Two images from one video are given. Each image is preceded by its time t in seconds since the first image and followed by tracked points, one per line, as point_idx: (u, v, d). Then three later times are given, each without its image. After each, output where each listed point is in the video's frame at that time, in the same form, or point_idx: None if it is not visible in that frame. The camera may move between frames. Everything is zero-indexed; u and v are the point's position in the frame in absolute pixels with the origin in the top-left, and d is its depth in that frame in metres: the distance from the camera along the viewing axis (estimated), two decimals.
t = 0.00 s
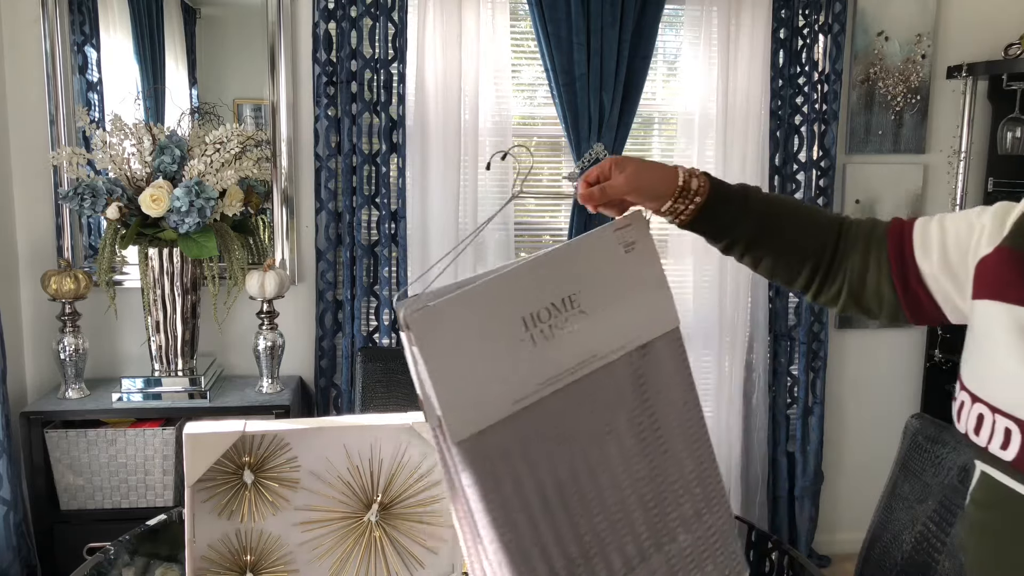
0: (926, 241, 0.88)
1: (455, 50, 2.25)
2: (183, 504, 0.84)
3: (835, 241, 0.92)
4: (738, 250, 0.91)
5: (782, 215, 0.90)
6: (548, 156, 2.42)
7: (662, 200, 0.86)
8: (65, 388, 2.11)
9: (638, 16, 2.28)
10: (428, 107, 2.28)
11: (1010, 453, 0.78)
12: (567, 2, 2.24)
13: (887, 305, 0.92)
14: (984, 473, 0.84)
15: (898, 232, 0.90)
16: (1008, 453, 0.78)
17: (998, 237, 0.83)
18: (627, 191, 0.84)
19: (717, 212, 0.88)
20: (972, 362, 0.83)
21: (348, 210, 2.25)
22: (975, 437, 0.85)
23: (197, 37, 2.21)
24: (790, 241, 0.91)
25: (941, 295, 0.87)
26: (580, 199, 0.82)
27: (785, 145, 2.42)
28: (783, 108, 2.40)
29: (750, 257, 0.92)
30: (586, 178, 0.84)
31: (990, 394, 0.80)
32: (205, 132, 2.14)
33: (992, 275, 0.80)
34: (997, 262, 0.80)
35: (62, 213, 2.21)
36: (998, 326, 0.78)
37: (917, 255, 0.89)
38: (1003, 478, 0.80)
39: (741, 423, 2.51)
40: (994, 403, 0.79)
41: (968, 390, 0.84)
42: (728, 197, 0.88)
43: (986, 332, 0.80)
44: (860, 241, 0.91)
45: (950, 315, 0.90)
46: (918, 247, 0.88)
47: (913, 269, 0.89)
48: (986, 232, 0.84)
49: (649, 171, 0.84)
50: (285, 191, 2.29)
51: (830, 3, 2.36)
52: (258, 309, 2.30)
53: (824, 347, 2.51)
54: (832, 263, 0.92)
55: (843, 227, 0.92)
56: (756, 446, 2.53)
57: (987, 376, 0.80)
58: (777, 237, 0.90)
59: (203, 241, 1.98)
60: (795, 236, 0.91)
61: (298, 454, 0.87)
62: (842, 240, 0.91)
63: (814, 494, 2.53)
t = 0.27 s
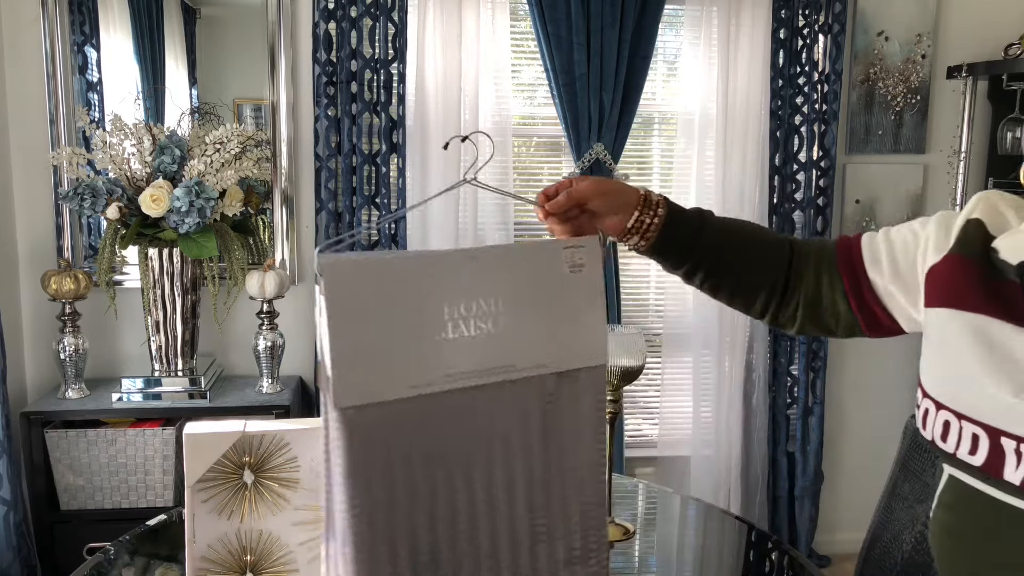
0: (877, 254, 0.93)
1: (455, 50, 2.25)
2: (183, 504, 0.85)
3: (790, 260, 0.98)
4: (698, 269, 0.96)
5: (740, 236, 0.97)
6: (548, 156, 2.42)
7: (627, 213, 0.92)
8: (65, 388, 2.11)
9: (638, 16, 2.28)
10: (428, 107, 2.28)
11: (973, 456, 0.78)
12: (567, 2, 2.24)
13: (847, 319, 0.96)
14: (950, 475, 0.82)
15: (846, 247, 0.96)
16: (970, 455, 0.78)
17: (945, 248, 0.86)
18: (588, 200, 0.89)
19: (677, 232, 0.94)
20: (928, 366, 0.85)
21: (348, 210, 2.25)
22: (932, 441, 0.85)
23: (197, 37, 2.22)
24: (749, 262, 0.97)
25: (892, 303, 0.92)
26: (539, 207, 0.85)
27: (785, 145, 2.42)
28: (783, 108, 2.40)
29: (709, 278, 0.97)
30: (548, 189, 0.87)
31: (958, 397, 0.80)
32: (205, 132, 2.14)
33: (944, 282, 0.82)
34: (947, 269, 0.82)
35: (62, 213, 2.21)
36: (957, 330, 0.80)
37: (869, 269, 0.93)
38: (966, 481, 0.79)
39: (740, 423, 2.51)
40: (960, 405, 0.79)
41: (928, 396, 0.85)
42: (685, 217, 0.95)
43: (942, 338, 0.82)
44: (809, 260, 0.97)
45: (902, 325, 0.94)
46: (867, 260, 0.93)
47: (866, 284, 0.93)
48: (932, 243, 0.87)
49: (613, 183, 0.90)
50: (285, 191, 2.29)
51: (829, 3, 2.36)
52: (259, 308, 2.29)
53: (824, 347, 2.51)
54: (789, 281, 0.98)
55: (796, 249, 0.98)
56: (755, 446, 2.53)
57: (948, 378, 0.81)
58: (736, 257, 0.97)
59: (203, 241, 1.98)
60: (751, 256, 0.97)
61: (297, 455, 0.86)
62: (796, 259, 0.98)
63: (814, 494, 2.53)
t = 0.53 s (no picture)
0: (845, 265, 0.90)
1: (455, 50, 2.25)
2: (183, 505, 0.85)
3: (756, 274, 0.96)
4: (657, 284, 0.96)
5: (701, 252, 0.97)
6: (548, 156, 2.42)
7: (586, 230, 0.93)
8: (65, 388, 2.11)
9: (638, 16, 2.28)
10: (429, 107, 2.28)
11: (961, 463, 0.76)
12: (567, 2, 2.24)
13: (818, 331, 0.94)
14: (936, 483, 0.79)
15: (814, 258, 0.94)
16: (959, 463, 0.76)
17: (915, 258, 0.84)
18: (546, 211, 0.89)
19: (635, 251, 0.95)
20: (905, 375, 0.83)
21: (348, 210, 2.26)
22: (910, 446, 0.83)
23: (198, 37, 2.22)
24: (709, 276, 0.96)
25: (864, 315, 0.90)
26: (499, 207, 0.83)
27: (785, 145, 2.42)
28: (783, 108, 2.40)
29: (669, 296, 0.96)
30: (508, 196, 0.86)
31: (939, 399, 0.78)
32: (205, 132, 2.15)
33: (917, 292, 0.82)
34: (919, 279, 0.82)
35: (62, 213, 2.21)
36: (938, 338, 0.79)
37: (837, 280, 0.91)
38: (953, 488, 0.78)
39: (740, 423, 2.51)
40: (944, 410, 0.78)
41: (906, 401, 0.83)
42: (643, 236, 0.96)
43: (919, 344, 0.81)
44: (773, 273, 0.95)
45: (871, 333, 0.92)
46: (834, 271, 0.91)
47: (835, 297, 0.92)
48: (901, 253, 0.86)
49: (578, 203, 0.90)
50: (285, 191, 2.29)
51: (829, 3, 2.35)
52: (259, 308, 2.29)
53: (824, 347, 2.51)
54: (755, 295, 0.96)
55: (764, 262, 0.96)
56: (755, 446, 2.53)
57: (930, 385, 0.79)
58: (695, 269, 0.96)
59: (204, 241, 1.98)
60: (711, 271, 0.96)
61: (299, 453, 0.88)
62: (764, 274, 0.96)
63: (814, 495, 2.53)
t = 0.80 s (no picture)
0: (834, 270, 0.89)
1: (455, 50, 2.25)
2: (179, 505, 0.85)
3: (744, 283, 0.95)
4: (642, 292, 0.95)
5: (688, 260, 0.96)
6: (548, 156, 2.42)
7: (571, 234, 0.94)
8: (64, 388, 2.11)
9: (638, 16, 2.28)
10: (429, 107, 2.28)
11: (963, 471, 0.76)
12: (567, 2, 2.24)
13: (806, 341, 0.93)
14: (935, 490, 0.79)
15: (802, 265, 0.93)
16: (961, 471, 0.76)
17: (902, 264, 0.84)
18: (526, 211, 0.92)
19: (621, 256, 0.95)
20: (901, 383, 0.83)
21: (348, 210, 2.26)
22: (907, 453, 0.82)
23: (197, 37, 2.22)
24: (696, 284, 0.95)
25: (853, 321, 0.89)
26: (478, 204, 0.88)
27: (785, 145, 2.42)
28: (783, 108, 2.40)
29: (654, 305, 0.96)
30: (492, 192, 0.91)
31: (939, 406, 0.78)
32: (205, 132, 2.15)
33: (909, 298, 0.82)
34: (910, 285, 0.82)
35: (62, 214, 2.21)
36: (933, 344, 0.79)
37: (827, 285, 0.90)
38: (954, 495, 0.77)
39: (740, 423, 2.51)
40: (945, 417, 0.77)
41: (903, 407, 0.83)
42: (630, 243, 0.95)
43: (915, 351, 0.80)
44: (761, 282, 0.94)
45: (863, 339, 0.91)
46: (824, 277, 0.90)
47: (826, 303, 0.90)
48: (888, 261, 0.85)
49: (561, 205, 0.93)
50: (285, 191, 2.29)
51: (829, 3, 2.35)
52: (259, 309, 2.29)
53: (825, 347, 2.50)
54: (743, 304, 0.94)
55: (752, 270, 0.95)
56: (756, 446, 2.53)
57: (929, 393, 0.78)
58: (681, 278, 0.95)
59: (204, 241, 1.98)
60: (698, 279, 0.95)
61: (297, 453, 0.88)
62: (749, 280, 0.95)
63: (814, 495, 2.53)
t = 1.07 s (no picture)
0: (830, 274, 0.89)
1: (455, 50, 2.25)
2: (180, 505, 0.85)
3: (746, 283, 0.93)
4: (650, 289, 0.91)
5: (696, 257, 0.92)
6: (548, 156, 2.42)
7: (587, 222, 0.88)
8: (65, 388, 2.11)
9: (638, 16, 2.28)
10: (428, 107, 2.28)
11: (964, 470, 0.76)
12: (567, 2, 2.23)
13: (802, 342, 0.92)
14: (935, 490, 0.79)
15: (800, 268, 0.92)
16: (962, 470, 0.76)
17: (899, 263, 0.85)
18: (541, 196, 0.86)
19: (634, 250, 0.90)
20: (900, 383, 0.83)
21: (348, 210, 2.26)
22: (906, 454, 0.82)
23: (197, 37, 2.22)
24: (703, 283, 0.92)
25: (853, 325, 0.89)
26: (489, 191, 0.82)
27: (785, 145, 2.42)
28: (783, 108, 2.40)
29: (659, 304, 0.92)
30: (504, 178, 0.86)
31: (938, 405, 0.78)
32: (204, 132, 2.15)
33: (906, 299, 0.82)
34: (908, 285, 0.82)
35: (62, 214, 2.21)
36: (933, 343, 0.79)
37: (826, 289, 0.89)
38: (955, 494, 0.77)
39: (740, 423, 2.51)
40: (945, 417, 0.77)
41: (901, 408, 0.83)
42: (643, 238, 0.91)
43: (914, 351, 0.81)
44: (760, 282, 0.93)
45: (858, 341, 0.91)
46: (821, 281, 0.89)
47: (824, 307, 0.90)
48: (884, 258, 0.86)
49: (579, 193, 0.87)
50: (285, 191, 2.29)
51: (830, 2, 2.35)
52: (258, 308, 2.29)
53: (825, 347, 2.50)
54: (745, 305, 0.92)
55: (753, 270, 0.93)
56: (755, 446, 2.53)
57: (929, 392, 0.79)
58: (689, 277, 0.92)
59: (204, 241, 1.98)
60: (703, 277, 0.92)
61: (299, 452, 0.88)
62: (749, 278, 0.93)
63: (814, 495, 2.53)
